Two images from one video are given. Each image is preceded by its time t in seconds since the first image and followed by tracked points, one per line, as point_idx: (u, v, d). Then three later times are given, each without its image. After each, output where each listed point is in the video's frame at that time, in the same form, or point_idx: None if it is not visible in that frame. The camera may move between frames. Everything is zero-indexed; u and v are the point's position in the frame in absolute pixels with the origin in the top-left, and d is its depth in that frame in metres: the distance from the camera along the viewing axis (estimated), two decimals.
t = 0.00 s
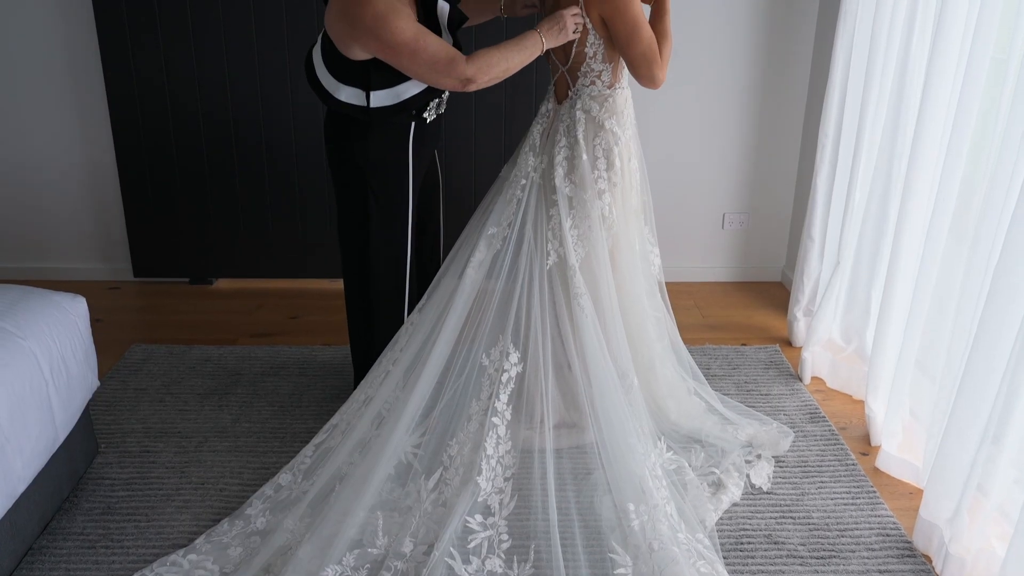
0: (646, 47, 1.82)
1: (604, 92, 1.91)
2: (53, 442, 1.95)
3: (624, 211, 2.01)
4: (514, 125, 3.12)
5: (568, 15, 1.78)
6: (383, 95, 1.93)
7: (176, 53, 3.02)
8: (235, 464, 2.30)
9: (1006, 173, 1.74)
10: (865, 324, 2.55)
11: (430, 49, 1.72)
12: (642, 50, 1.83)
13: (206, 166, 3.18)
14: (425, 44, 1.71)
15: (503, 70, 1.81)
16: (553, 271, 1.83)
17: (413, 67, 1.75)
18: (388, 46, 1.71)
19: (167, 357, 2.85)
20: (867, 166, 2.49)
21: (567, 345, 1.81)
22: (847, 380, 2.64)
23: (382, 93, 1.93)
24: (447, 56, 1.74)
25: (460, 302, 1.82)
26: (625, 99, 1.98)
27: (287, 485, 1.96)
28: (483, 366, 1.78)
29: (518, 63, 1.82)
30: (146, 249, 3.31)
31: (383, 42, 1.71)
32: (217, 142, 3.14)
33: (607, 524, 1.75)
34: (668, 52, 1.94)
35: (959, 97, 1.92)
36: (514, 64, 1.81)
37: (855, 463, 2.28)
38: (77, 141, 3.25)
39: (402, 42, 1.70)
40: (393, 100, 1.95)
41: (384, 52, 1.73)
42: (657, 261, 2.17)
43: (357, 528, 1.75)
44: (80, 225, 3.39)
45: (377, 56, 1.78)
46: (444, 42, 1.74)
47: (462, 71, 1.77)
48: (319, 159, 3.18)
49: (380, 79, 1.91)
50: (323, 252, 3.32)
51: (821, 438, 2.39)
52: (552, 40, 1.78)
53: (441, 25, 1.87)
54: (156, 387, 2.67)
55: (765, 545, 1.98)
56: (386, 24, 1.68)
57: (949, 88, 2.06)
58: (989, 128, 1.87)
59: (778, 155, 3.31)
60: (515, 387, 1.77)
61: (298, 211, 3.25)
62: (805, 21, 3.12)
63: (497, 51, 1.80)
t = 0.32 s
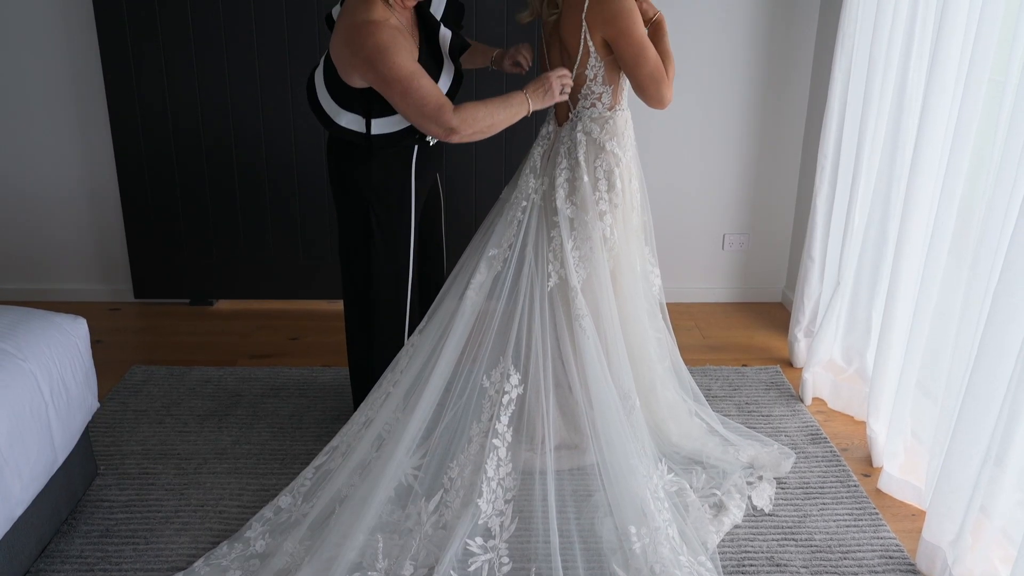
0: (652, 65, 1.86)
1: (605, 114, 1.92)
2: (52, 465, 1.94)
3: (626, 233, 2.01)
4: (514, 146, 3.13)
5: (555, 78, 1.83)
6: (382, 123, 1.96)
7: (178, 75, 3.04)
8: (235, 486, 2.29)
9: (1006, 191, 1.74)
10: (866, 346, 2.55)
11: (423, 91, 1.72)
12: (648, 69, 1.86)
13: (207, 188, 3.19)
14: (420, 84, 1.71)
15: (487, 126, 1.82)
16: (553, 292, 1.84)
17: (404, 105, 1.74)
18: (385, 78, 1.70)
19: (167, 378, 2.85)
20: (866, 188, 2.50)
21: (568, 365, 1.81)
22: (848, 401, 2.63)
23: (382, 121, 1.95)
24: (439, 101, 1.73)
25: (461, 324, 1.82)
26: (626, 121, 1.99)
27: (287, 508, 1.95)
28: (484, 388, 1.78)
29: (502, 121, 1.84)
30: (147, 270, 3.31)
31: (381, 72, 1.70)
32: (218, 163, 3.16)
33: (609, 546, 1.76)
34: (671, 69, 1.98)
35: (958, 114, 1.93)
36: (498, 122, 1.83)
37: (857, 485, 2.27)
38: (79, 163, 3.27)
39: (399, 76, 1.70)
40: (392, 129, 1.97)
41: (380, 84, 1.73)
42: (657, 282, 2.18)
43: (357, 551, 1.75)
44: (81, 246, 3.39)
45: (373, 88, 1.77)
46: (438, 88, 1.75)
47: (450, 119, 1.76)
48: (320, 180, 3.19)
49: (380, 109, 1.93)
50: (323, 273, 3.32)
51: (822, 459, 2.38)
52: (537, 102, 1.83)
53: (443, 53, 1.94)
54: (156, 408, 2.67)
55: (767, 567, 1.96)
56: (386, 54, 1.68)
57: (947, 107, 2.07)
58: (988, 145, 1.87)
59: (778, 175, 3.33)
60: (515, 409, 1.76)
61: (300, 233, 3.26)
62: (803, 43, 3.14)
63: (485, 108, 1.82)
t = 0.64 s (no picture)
0: (658, 84, 1.87)
1: (605, 136, 1.93)
2: (50, 487, 1.94)
3: (627, 254, 2.02)
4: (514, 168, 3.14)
5: (547, 152, 1.89)
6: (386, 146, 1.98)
7: (181, 99, 3.06)
8: (234, 508, 2.28)
9: (1005, 213, 1.74)
10: (867, 367, 2.55)
11: (420, 127, 1.76)
12: (655, 88, 1.87)
13: (209, 209, 3.20)
14: (418, 119, 1.75)
15: (473, 174, 1.87)
16: (554, 314, 1.84)
17: (398, 136, 1.77)
18: (385, 107, 1.74)
19: (167, 400, 2.84)
20: (866, 209, 2.51)
21: (568, 387, 1.81)
22: (849, 423, 2.63)
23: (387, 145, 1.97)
24: (433, 140, 1.77)
25: (462, 346, 1.82)
26: (626, 144, 1.99)
27: (287, 532, 1.94)
28: (484, 410, 1.78)
29: (488, 171, 1.89)
30: (148, 291, 3.32)
31: (383, 101, 1.74)
32: (219, 185, 3.17)
33: (610, 569, 1.75)
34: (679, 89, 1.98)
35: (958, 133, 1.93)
36: (483, 171, 1.88)
37: (859, 507, 2.26)
38: (81, 185, 3.28)
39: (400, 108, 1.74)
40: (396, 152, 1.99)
41: (379, 112, 1.76)
42: (658, 303, 2.18)
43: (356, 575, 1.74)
44: (82, 268, 3.40)
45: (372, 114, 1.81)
46: (435, 127, 1.78)
47: (440, 159, 1.80)
48: (321, 202, 3.20)
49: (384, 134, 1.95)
50: (323, 294, 3.33)
51: (824, 481, 2.37)
52: (526, 168, 1.88)
53: (449, 78, 1.96)
54: (156, 430, 2.66)
55: None
56: (391, 83, 1.72)
57: (946, 128, 2.08)
58: (988, 165, 1.88)
59: (778, 195, 3.33)
60: (515, 432, 1.77)
61: (300, 254, 3.27)
62: (801, 65, 3.16)
63: (475, 156, 1.86)
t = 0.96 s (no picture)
0: (666, 98, 1.86)
1: (605, 157, 1.94)
2: (49, 509, 1.93)
3: (627, 274, 2.01)
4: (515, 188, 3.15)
5: (545, 166, 1.95)
6: (390, 172, 1.98)
7: (184, 120, 3.08)
8: (234, 530, 2.27)
9: (1005, 232, 1.75)
10: (869, 387, 2.54)
11: (429, 153, 1.81)
12: (663, 102, 1.87)
13: (210, 230, 3.21)
14: (427, 146, 1.80)
15: (481, 193, 1.93)
16: (554, 335, 1.84)
17: (407, 162, 1.82)
18: (395, 135, 1.79)
19: (166, 421, 2.84)
20: (866, 230, 2.51)
21: (569, 406, 1.81)
22: (852, 443, 2.61)
23: (390, 170, 1.98)
24: (442, 164, 1.83)
25: (462, 367, 1.82)
26: (626, 164, 2.00)
27: (286, 554, 1.92)
28: (484, 431, 1.78)
29: (494, 191, 1.95)
30: (149, 311, 3.32)
31: (392, 129, 1.78)
32: (222, 206, 3.18)
33: None
34: (688, 104, 1.98)
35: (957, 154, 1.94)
36: (490, 190, 1.94)
37: (861, 528, 2.25)
38: (83, 205, 3.29)
39: (409, 135, 1.79)
40: (400, 176, 2.00)
41: (388, 139, 1.80)
42: (659, 324, 2.17)
43: None
44: (83, 288, 3.40)
45: (380, 141, 1.85)
46: (443, 152, 1.84)
47: (448, 182, 1.86)
48: (322, 224, 3.21)
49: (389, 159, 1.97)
50: (324, 315, 3.33)
51: (826, 503, 2.36)
52: (528, 184, 1.94)
53: (454, 103, 1.99)
54: (155, 451, 2.65)
55: None
56: (400, 112, 1.77)
57: (945, 148, 2.08)
58: (987, 185, 1.88)
59: (777, 216, 3.34)
60: (516, 452, 1.77)
61: (302, 274, 3.27)
62: (800, 86, 3.18)
63: (482, 176, 1.93)
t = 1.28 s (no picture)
0: (671, 111, 1.88)
1: (604, 176, 1.94)
2: (47, 530, 1.92)
3: (627, 293, 2.01)
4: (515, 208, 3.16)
5: (544, 183, 1.98)
6: (396, 197, 1.99)
7: (186, 140, 3.09)
8: (232, 551, 2.26)
9: (1005, 249, 1.75)
10: (870, 407, 2.54)
11: (435, 176, 1.84)
12: (668, 117, 1.88)
13: (211, 250, 3.22)
14: (433, 169, 1.83)
15: (485, 212, 1.95)
16: (555, 353, 1.84)
17: (413, 185, 1.85)
18: (401, 160, 1.80)
19: (166, 441, 2.83)
20: (866, 250, 2.52)
21: (569, 425, 1.81)
22: (853, 463, 2.60)
23: (396, 195, 1.99)
24: (447, 185, 1.86)
25: (461, 387, 1.83)
26: (625, 184, 1.99)
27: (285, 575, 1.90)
28: (484, 450, 1.79)
29: (498, 209, 1.97)
30: (150, 332, 3.32)
31: (398, 154, 1.80)
32: (223, 226, 3.19)
33: None
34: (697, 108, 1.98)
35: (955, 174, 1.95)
36: (494, 209, 1.97)
37: (864, 549, 2.23)
38: (85, 225, 3.30)
39: (415, 160, 1.81)
40: (406, 200, 2.01)
41: (394, 164, 1.82)
42: (659, 343, 2.17)
43: None
44: (84, 307, 3.40)
45: (386, 164, 1.87)
46: (448, 173, 1.87)
47: (453, 202, 1.89)
48: (323, 245, 3.21)
49: (394, 183, 1.97)
50: (324, 335, 3.33)
51: (828, 523, 2.35)
52: (530, 202, 1.96)
53: (460, 125, 2.00)
54: (154, 472, 2.64)
55: None
56: (406, 137, 1.79)
57: (944, 166, 2.09)
58: (986, 204, 1.89)
59: (777, 236, 3.35)
60: (517, 471, 1.78)
61: (302, 294, 3.27)
62: (799, 107, 3.20)
63: (485, 196, 1.95)
